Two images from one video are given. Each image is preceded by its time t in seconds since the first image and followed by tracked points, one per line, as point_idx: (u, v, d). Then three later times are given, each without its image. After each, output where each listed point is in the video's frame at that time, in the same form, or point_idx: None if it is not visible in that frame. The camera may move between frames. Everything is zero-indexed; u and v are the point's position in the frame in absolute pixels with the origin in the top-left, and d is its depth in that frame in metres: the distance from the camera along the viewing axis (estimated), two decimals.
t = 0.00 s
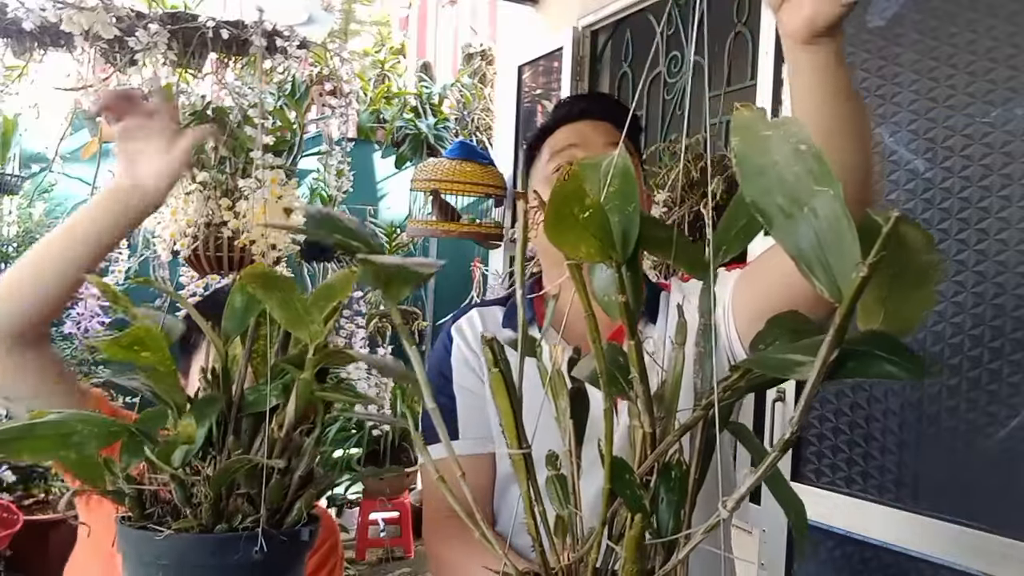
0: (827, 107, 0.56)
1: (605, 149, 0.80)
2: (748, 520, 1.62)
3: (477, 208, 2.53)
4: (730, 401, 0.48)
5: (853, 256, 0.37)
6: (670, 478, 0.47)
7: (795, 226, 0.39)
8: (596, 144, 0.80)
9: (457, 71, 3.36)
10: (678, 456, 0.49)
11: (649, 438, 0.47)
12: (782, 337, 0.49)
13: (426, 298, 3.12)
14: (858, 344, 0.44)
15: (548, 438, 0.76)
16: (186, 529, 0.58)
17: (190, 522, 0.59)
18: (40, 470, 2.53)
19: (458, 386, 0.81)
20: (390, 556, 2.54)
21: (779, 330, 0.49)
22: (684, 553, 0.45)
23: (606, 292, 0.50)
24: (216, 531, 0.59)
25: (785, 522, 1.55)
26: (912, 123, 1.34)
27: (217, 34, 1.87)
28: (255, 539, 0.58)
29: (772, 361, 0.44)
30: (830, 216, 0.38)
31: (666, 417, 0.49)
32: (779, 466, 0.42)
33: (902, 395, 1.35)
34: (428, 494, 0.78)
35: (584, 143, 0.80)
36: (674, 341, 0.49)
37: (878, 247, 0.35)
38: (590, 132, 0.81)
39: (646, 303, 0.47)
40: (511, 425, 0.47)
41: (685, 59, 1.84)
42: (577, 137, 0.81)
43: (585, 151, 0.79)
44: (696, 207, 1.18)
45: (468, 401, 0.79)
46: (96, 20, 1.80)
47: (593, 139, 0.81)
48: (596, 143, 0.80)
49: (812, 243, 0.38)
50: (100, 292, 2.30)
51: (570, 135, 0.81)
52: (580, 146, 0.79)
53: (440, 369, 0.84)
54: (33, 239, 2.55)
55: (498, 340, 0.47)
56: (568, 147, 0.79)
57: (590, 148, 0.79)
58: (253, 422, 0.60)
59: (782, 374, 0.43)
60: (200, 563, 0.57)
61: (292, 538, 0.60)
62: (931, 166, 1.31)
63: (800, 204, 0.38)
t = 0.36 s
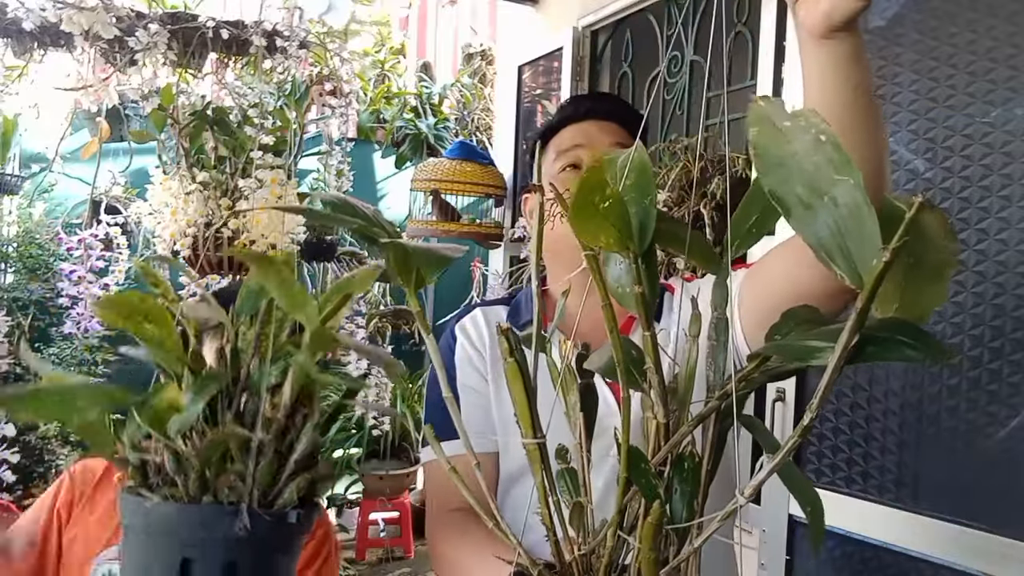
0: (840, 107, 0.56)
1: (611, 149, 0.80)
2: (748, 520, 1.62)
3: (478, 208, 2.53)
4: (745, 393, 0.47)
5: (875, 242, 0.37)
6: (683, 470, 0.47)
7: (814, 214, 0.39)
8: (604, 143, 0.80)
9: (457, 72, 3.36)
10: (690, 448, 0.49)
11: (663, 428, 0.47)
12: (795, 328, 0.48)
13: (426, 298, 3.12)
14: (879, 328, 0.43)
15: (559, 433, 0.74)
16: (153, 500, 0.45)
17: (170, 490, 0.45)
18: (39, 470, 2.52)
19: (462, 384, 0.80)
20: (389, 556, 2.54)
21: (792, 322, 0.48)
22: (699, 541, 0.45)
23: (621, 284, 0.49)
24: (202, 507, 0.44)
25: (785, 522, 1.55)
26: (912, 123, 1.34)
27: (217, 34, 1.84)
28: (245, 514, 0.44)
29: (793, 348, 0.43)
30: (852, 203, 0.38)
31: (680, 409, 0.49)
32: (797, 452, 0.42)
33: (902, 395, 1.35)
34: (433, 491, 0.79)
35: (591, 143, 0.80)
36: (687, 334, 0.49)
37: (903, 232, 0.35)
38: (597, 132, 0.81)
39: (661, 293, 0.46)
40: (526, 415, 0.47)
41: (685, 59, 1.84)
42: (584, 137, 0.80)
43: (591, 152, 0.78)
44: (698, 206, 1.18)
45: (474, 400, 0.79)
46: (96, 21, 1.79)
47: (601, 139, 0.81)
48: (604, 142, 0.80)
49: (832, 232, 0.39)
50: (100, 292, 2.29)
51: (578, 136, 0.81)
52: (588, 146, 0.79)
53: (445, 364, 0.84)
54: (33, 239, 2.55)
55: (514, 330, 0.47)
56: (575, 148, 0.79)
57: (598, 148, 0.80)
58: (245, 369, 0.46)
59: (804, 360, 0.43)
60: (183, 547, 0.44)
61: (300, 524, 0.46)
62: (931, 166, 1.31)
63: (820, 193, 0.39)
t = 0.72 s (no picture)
0: (841, 107, 0.56)
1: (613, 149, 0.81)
2: (748, 520, 1.62)
3: (478, 208, 2.53)
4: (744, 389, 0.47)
5: (874, 240, 0.37)
6: (681, 465, 0.47)
7: (815, 214, 0.39)
8: (607, 144, 0.80)
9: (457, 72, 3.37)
10: (689, 444, 0.49)
11: (662, 425, 0.47)
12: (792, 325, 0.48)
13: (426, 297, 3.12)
14: (878, 324, 0.42)
15: (557, 430, 0.74)
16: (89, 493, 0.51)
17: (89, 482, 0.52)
18: (39, 471, 2.52)
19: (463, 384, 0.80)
20: (389, 555, 2.54)
21: (790, 318, 0.48)
22: (698, 536, 0.45)
23: (619, 282, 0.49)
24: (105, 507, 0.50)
25: (785, 522, 1.56)
26: (912, 123, 1.34)
27: (216, 34, 1.90)
28: (179, 527, 0.49)
29: (791, 344, 0.43)
30: (852, 199, 0.38)
31: (678, 405, 0.49)
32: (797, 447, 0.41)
33: (902, 395, 1.35)
34: (434, 490, 0.80)
35: (593, 143, 0.80)
36: (685, 331, 0.49)
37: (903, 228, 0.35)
38: (600, 133, 0.81)
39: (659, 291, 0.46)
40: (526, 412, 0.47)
41: (685, 59, 1.84)
42: (587, 137, 0.81)
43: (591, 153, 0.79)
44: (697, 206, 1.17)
45: (474, 400, 0.79)
46: (96, 21, 1.79)
47: (603, 139, 0.81)
48: (607, 142, 0.81)
49: (830, 229, 0.39)
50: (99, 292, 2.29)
51: (580, 136, 0.81)
52: (590, 147, 0.80)
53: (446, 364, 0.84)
54: (33, 239, 2.55)
55: (513, 328, 0.47)
56: (577, 148, 0.79)
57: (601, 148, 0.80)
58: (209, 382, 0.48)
59: (802, 356, 0.42)
60: (99, 544, 0.50)
61: (232, 525, 0.51)
62: (931, 166, 1.31)
63: (818, 191, 0.39)
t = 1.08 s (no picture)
0: (840, 107, 0.56)
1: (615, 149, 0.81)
2: (749, 520, 1.62)
3: (478, 208, 2.53)
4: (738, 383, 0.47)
5: (863, 230, 0.37)
6: (676, 458, 0.47)
7: (805, 207, 0.39)
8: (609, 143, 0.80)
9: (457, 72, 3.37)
10: (684, 439, 0.49)
11: (657, 419, 0.47)
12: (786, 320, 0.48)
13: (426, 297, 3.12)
14: (865, 314, 0.42)
15: (554, 426, 0.74)
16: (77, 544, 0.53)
17: (80, 534, 0.53)
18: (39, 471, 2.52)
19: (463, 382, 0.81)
20: (389, 556, 2.54)
21: (783, 310, 0.47)
22: (693, 527, 0.44)
23: (614, 277, 0.49)
24: (100, 560, 0.51)
25: (785, 522, 1.56)
26: (912, 123, 1.34)
27: (216, 34, 1.88)
28: None
29: (783, 334, 0.43)
30: (841, 189, 0.38)
31: (673, 399, 0.49)
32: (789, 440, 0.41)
33: (902, 395, 1.35)
34: (435, 491, 0.80)
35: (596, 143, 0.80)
36: (678, 325, 0.49)
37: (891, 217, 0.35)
38: (603, 132, 0.81)
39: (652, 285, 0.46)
40: (522, 406, 0.47)
41: (685, 58, 1.84)
42: (589, 137, 0.81)
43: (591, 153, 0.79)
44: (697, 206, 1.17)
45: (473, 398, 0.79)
46: (96, 20, 1.78)
47: (604, 138, 0.81)
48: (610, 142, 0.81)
49: (820, 222, 0.39)
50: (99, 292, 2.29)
51: (581, 135, 0.81)
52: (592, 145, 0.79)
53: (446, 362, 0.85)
54: (33, 239, 2.55)
55: (508, 322, 0.48)
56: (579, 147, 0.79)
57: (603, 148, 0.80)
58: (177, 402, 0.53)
59: (794, 346, 0.42)
60: None
61: None
62: (931, 166, 1.31)
63: (808, 183, 0.39)
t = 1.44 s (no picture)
0: (845, 111, 0.56)
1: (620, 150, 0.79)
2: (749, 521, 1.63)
3: (478, 208, 2.53)
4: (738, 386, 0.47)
5: (868, 236, 0.37)
6: (674, 460, 0.47)
7: (810, 212, 0.39)
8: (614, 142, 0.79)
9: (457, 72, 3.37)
10: (682, 439, 0.49)
11: (656, 421, 0.47)
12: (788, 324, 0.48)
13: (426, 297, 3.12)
14: (870, 324, 0.42)
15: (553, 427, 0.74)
16: None
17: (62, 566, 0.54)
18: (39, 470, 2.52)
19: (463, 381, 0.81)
20: (389, 556, 2.54)
21: (784, 316, 0.47)
22: (691, 530, 0.44)
23: (614, 278, 0.49)
24: None
25: (785, 522, 1.56)
26: (912, 123, 1.34)
27: (216, 33, 1.90)
28: None
29: (788, 341, 0.43)
30: (846, 195, 0.38)
31: (672, 400, 0.49)
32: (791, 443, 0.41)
33: (902, 396, 1.35)
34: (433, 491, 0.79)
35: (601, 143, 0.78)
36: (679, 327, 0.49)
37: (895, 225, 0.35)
38: (608, 133, 0.80)
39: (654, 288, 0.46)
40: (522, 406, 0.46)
41: (685, 58, 1.83)
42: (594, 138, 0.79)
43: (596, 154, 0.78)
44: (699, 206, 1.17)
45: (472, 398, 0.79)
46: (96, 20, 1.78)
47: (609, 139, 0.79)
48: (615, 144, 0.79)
49: (826, 228, 0.39)
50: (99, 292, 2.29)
51: (586, 136, 0.80)
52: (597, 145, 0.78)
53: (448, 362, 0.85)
54: (33, 239, 2.55)
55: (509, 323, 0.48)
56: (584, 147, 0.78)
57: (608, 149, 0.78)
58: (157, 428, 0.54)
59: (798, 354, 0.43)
60: None
61: None
62: (931, 166, 1.31)
63: (813, 189, 0.39)
